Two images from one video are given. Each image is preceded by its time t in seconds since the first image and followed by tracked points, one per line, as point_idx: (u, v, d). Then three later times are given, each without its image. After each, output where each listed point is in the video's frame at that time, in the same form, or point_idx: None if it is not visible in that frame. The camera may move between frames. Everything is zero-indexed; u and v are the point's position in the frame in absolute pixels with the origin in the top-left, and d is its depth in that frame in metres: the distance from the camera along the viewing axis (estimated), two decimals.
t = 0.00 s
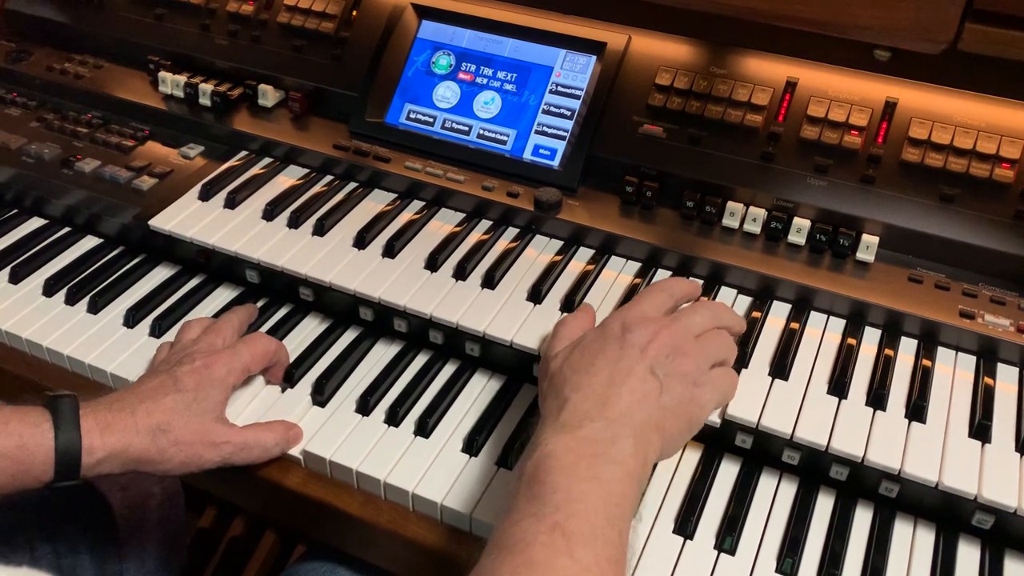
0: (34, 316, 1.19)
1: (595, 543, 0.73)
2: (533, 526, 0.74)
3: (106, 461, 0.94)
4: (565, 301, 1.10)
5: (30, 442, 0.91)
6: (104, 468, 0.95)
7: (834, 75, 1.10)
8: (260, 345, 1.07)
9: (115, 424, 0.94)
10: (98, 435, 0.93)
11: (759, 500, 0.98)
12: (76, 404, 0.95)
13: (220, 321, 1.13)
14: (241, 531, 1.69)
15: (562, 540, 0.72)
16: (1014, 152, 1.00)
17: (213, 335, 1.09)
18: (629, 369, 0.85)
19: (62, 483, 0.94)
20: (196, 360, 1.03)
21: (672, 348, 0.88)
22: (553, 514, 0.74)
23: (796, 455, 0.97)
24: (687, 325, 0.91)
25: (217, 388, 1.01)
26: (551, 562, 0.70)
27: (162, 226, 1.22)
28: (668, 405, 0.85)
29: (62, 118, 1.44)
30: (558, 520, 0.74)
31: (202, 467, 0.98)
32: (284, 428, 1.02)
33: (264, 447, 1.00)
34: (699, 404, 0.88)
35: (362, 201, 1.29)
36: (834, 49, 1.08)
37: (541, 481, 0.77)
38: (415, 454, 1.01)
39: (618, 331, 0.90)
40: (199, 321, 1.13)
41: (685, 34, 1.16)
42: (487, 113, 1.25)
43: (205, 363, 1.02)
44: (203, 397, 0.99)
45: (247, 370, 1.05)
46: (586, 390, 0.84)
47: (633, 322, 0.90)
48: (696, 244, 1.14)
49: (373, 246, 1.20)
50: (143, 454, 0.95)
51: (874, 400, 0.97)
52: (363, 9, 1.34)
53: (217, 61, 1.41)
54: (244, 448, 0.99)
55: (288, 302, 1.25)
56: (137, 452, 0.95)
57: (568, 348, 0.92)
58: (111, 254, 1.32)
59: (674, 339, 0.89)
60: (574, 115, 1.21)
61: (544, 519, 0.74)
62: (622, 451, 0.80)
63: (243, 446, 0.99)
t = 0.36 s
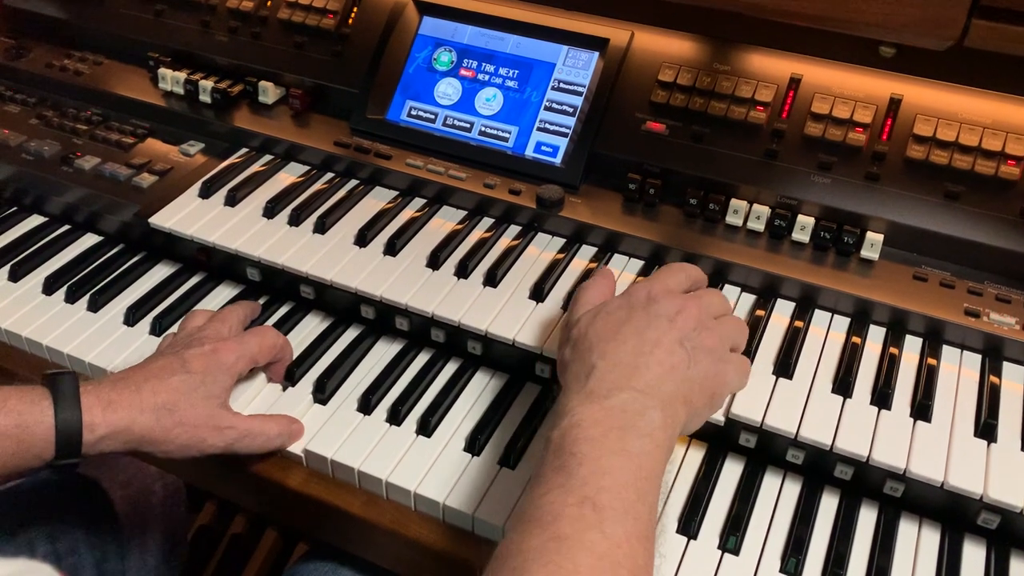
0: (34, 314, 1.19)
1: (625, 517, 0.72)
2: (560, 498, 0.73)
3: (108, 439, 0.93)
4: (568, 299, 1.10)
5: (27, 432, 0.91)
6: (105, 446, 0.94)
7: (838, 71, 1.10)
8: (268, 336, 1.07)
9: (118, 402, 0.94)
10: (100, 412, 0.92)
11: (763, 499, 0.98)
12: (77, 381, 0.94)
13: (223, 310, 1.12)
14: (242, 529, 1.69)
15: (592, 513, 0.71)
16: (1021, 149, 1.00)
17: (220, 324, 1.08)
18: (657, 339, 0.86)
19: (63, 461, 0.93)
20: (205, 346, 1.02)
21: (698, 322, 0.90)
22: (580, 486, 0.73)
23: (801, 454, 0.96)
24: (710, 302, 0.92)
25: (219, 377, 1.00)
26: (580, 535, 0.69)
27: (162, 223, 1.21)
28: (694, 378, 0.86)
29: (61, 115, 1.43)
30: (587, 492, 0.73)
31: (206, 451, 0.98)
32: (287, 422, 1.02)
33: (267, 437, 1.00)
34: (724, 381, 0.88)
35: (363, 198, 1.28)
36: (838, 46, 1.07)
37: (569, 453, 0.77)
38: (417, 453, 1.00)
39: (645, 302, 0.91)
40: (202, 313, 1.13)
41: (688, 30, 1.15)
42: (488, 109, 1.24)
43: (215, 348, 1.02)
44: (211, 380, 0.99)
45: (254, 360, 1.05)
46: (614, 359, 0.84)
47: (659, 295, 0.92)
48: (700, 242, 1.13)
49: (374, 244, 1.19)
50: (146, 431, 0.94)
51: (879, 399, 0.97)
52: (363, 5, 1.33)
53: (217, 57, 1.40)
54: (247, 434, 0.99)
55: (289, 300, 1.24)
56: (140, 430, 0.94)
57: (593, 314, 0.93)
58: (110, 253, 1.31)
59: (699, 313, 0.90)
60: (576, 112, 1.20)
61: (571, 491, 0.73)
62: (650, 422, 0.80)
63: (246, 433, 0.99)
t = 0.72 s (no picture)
0: (32, 311, 1.19)
1: (612, 558, 0.72)
2: (548, 541, 0.73)
3: (110, 449, 0.94)
4: (568, 296, 1.09)
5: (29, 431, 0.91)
6: (107, 457, 0.94)
7: (840, 68, 1.09)
8: (267, 337, 1.07)
9: (119, 414, 0.94)
10: (102, 423, 0.93)
11: (764, 496, 0.98)
12: (79, 390, 0.94)
13: (222, 312, 1.12)
14: (243, 525, 1.69)
15: (579, 558, 0.71)
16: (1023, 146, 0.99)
17: (219, 329, 1.08)
18: (635, 367, 0.84)
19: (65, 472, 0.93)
20: (204, 353, 1.02)
21: (677, 342, 0.88)
22: (567, 529, 0.73)
23: (802, 452, 0.96)
24: (689, 309, 0.91)
25: (217, 379, 1.00)
26: None
27: (162, 219, 1.21)
28: (681, 399, 0.84)
29: (61, 111, 1.42)
30: (574, 535, 0.73)
31: (205, 460, 0.97)
32: (288, 424, 1.02)
33: (268, 443, 1.00)
34: (713, 394, 0.87)
35: (363, 194, 1.28)
36: (840, 43, 1.07)
37: (558, 492, 0.77)
38: (418, 450, 1.00)
39: (621, 328, 0.89)
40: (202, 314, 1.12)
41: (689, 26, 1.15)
42: (489, 105, 1.24)
43: (214, 356, 1.01)
44: (208, 390, 0.99)
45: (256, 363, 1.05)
46: (612, 385, 0.83)
47: (634, 319, 0.90)
48: (701, 239, 1.13)
49: (374, 240, 1.19)
50: (147, 443, 0.94)
51: (880, 397, 0.96)
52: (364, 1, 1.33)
53: (217, 53, 1.39)
54: (246, 442, 0.98)
55: (289, 296, 1.24)
56: (140, 442, 0.94)
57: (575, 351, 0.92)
58: (109, 249, 1.31)
59: (678, 332, 0.88)
60: (577, 108, 1.20)
61: (559, 534, 0.73)
62: (642, 456, 0.79)
63: (246, 440, 0.98)
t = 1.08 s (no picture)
0: (35, 308, 1.19)
1: (612, 546, 0.71)
2: (546, 532, 0.72)
3: (113, 445, 0.94)
4: (570, 295, 1.10)
5: (33, 429, 0.91)
6: (111, 452, 0.95)
7: (842, 68, 1.09)
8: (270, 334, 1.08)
9: (124, 409, 0.94)
10: (106, 418, 0.93)
11: (765, 495, 0.98)
12: (83, 384, 0.94)
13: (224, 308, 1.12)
14: (244, 522, 1.70)
15: (578, 547, 0.71)
16: None
17: (224, 325, 1.08)
18: (645, 358, 0.85)
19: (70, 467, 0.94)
20: (208, 351, 1.03)
21: (689, 336, 0.88)
22: (565, 518, 0.73)
23: (803, 451, 0.96)
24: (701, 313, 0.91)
25: (221, 376, 1.01)
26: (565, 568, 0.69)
27: (164, 217, 1.21)
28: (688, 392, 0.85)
29: (64, 109, 1.43)
30: (573, 525, 0.72)
31: (208, 457, 0.98)
32: (289, 422, 1.02)
33: (270, 441, 1.00)
34: (722, 388, 0.88)
35: (366, 192, 1.28)
36: (842, 42, 1.07)
37: (555, 483, 0.76)
38: (419, 448, 1.00)
39: (633, 322, 0.90)
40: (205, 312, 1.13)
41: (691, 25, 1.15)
42: (491, 104, 1.24)
43: (217, 354, 1.02)
44: (212, 387, 0.99)
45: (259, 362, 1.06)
46: (614, 386, 0.83)
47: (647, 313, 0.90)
48: (703, 237, 1.13)
49: (377, 238, 1.19)
50: (149, 440, 0.95)
51: (881, 396, 0.97)
52: None
53: (220, 51, 1.40)
54: (249, 440, 0.98)
55: (291, 294, 1.24)
56: (144, 438, 0.95)
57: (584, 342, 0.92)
58: (112, 246, 1.31)
59: (689, 326, 0.89)
60: (579, 107, 1.20)
61: (557, 523, 0.72)
62: (640, 447, 0.79)
63: (249, 438, 0.98)
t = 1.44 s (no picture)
0: (40, 305, 1.20)
1: (628, 535, 0.73)
2: (565, 518, 0.73)
3: (115, 443, 0.95)
4: (572, 294, 1.10)
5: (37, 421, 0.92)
6: (112, 450, 0.96)
7: (844, 68, 1.09)
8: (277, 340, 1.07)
9: (126, 407, 0.95)
10: (109, 417, 0.94)
11: (765, 494, 0.98)
12: (87, 382, 0.96)
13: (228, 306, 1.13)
14: (247, 521, 1.71)
15: (594, 534, 0.72)
16: None
17: (227, 322, 1.09)
18: (661, 360, 0.86)
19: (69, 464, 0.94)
20: (211, 349, 1.02)
21: (703, 341, 0.89)
22: (585, 506, 0.74)
23: (804, 449, 0.97)
24: (712, 317, 0.92)
25: (213, 370, 1.00)
26: (582, 552, 0.70)
27: (168, 215, 1.22)
28: (702, 396, 0.85)
29: (69, 107, 1.43)
30: (591, 512, 0.73)
31: (208, 456, 0.98)
32: (290, 419, 1.02)
33: (270, 438, 1.00)
34: (736, 392, 0.87)
35: (368, 191, 1.29)
36: (844, 42, 1.07)
37: (574, 473, 0.77)
38: (421, 445, 1.01)
39: (647, 326, 0.90)
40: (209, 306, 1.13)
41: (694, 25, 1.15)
42: (494, 103, 1.25)
43: (220, 354, 1.02)
44: (215, 388, 0.99)
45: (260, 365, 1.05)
46: (620, 384, 0.84)
47: (661, 318, 0.91)
48: (704, 237, 1.13)
49: (379, 237, 1.20)
50: (151, 436, 0.95)
51: (882, 395, 0.97)
52: None
53: (224, 50, 1.40)
54: (250, 438, 0.99)
55: (294, 292, 1.24)
56: (146, 437, 0.95)
57: (599, 341, 0.92)
58: (116, 244, 1.32)
59: (702, 333, 0.90)
60: (582, 106, 1.20)
61: (576, 511, 0.73)
62: (656, 445, 0.79)
63: (249, 436, 0.99)
